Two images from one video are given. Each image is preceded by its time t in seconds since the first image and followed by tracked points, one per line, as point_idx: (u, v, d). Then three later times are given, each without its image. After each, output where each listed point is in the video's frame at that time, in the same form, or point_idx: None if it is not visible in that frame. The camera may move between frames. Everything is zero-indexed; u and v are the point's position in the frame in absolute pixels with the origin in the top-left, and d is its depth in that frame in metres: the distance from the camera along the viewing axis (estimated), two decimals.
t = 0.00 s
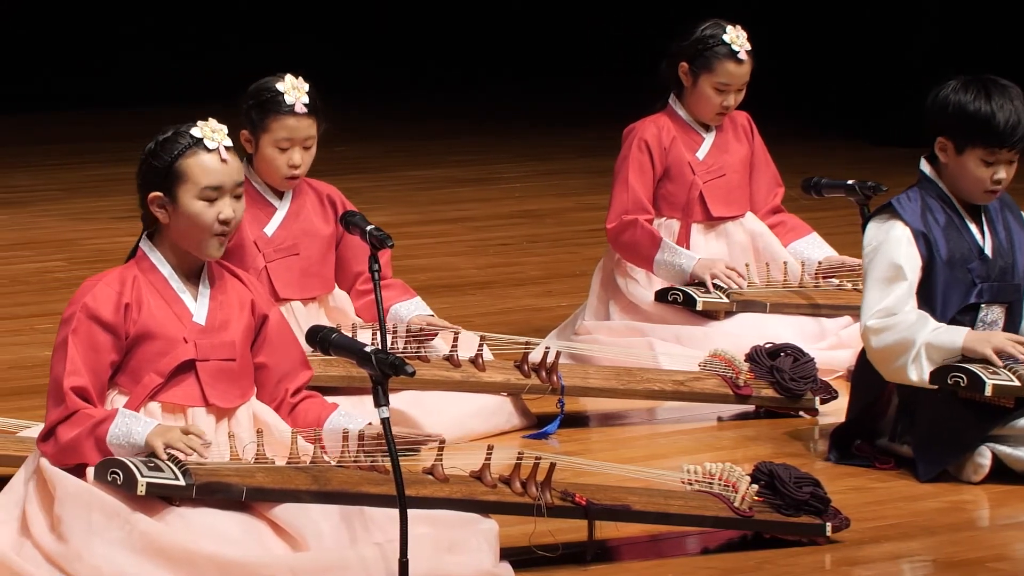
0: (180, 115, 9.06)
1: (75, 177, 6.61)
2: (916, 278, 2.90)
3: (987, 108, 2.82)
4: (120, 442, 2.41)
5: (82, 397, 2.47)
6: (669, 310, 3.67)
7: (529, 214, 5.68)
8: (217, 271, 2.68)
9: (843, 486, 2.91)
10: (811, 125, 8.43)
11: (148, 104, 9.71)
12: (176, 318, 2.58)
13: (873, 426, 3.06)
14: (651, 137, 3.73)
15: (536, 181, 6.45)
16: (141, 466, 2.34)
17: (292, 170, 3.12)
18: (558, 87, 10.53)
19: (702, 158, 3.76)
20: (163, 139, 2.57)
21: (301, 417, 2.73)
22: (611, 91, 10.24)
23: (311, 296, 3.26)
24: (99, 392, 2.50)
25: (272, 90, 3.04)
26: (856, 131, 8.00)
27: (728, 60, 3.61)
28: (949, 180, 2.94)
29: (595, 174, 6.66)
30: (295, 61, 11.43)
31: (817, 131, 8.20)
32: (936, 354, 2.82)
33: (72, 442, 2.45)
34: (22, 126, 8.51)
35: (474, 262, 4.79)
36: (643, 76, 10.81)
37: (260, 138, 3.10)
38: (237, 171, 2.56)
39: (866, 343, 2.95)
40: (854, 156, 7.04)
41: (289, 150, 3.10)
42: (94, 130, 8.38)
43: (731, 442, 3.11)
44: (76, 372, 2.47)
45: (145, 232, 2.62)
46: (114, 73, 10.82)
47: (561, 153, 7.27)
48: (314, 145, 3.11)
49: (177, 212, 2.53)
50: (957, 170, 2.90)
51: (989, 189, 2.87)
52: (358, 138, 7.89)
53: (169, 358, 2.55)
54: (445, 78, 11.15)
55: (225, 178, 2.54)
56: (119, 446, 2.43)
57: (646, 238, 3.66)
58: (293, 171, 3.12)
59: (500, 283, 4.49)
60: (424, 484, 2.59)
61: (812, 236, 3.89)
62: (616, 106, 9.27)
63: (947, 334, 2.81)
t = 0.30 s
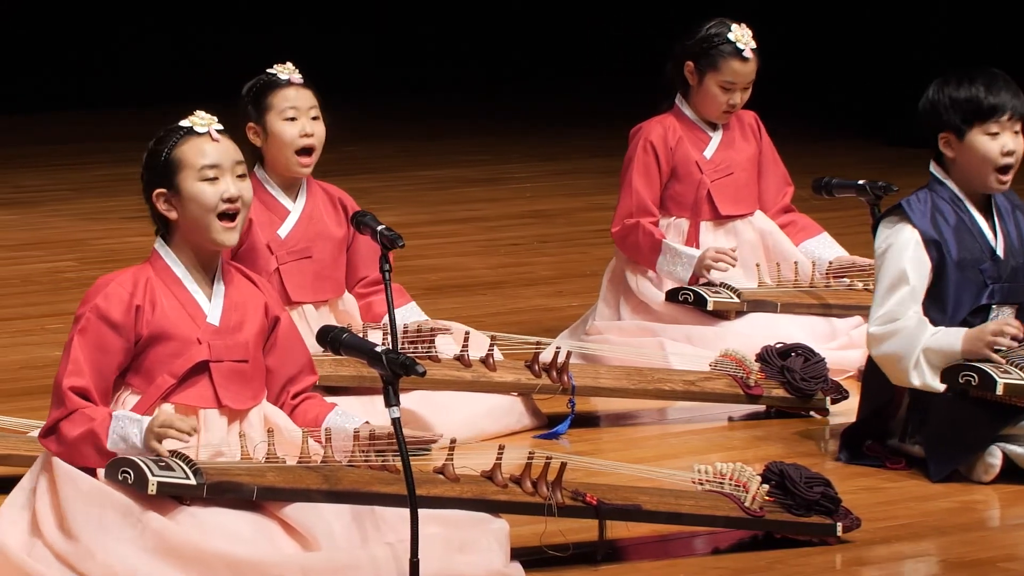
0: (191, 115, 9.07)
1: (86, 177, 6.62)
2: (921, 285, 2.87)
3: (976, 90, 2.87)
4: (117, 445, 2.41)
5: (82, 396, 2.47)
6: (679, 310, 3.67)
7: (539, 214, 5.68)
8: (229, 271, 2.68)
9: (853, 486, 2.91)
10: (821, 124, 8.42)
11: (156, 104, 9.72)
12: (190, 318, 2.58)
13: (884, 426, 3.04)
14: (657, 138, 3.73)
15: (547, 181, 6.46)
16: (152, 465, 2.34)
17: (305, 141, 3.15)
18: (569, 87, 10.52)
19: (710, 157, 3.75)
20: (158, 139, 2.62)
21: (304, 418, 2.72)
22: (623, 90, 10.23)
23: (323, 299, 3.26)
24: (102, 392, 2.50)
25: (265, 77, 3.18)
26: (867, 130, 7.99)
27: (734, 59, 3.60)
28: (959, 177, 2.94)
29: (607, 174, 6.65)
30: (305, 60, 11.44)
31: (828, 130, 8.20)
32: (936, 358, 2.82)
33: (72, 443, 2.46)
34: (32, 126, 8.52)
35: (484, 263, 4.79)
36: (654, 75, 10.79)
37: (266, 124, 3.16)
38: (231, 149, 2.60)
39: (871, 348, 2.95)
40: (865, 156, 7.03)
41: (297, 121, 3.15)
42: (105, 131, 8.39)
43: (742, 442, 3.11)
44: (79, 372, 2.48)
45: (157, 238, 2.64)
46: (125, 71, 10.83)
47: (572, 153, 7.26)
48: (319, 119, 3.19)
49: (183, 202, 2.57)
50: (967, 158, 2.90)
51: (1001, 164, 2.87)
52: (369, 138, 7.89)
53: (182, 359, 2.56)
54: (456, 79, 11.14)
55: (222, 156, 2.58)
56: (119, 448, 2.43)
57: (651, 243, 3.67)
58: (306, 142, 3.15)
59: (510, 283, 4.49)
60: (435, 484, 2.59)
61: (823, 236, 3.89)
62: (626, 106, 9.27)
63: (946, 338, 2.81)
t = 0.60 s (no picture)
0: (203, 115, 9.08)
1: (97, 176, 6.63)
2: (931, 287, 2.87)
3: (974, 88, 2.88)
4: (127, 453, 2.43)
5: (94, 399, 2.48)
6: (690, 310, 3.69)
7: (550, 214, 5.68)
8: (237, 268, 2.68)
9: (864, 486, 2.91)
10: (832, 123, 8.40)
11: (167, 104, 9.73)
12: (200, 318, 2.58)
13: (894, 426, 3.04)
14: (661, 139, 3.73)
15: (559, 181, 6.46)
16: (163, 465, 2.35)
17: (315, 138, 3.15)
18: (580, 86, 10.52)
19: (716, 155, 3.75)
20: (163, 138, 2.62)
21: (309, 417, 2.72)
22: (634, 89, 10.23)
23: (333, 298, 3.26)
24: (113, 394, 2.52)
25: (273, 76, 3.18)
26: (879, 128, 7.98)
27: (730, 43, 3.63)
28: (963, 174, 2.93)
29: (617, 174, 6.64)
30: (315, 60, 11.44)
31: (839, 130, 8.17)
32: (946, 361, 2.82)
33: (81, 443, 2.47)
34: (43, 126, 8.53)
35: (496, 262, 4.79)
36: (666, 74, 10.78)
37: (274, 123, 3.16)
38: (233, 145, 2.59)
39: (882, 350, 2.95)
40: (878, 156, 7.01)
41: (305, 119, 3.15)
42: (118, 131, 8.41)
43: (753, 442, 3.11)
44: (89, 375, 2.49)
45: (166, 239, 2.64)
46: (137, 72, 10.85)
47: (582, 153, 7.26)
48: (328, 117, 3.19)
49: (186, 199, 2.56)
50: (970, 153, 2.89)
51: (1004, 154, 2.86)
52: (379, 138, 7.90)
53: (192, 359, 2.56)
54: (468, 78, 11.14)
55: (223, 152, 2.58)
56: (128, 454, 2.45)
57: (660, 245, 3.69)
58: (315, 140, 3.15)
59: (521, 283, 4.50)
60: (446, 484, 2.59)
61: (833, 235, 3.89)
62: (637, 105, 9.26)
63: (956, 341, 2.81)
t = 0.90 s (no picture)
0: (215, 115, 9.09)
1: (107, 177, 6.63)
2: (940, 287, 2.86)
3: (980, 86, 2.89)
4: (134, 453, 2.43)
5: (104, 400, 2.49)
6: (701, 310, 3.68)
7: (561, 214, 5.68)
8: (248, 269, 2.68)
9: (875, 486, 2.91)
10: (843, 124, 8.39)
11: (178, 105, 9.73)
12: (210, 318, 2.58)
13: (905, 426, 3.03)
14: (674, 140, 3.74)
15: (570, 181, 6.46)
16: (174, 465, 2.35)
17: (327, 135, 3.16)
18: (587, 86, 10.52)
19: (729, 156, 3.75)
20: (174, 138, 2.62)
21: (320, 418, 2.72)
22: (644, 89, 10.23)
23: (345, 298, 3.26)
24: (124, 394, 2.52)
25: (284, 76, 3.20)
26: (890, 129, 7.96)
27: (729, 27, 3.70)
28: (971, 174, 2.93)
29: (629, 174, 6.63)
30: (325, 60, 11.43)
31: (848, 130, 8.16)
32: (956, 359, 2.81)
33: (91, 443, 2.47)
34: (52, 126, 8.54)
35: (506, 263, 4.79)
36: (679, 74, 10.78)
37: (287, 122, 3.17)
38: (244, 145, 2.58)
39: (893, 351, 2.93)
40: (889, 156, 7.00)
41: (317, 117, 3.16)
42: (130, 131, 8.42)
43: (764, 442, 3.11)
44: (98, 375, 2.49)
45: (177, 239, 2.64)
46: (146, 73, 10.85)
47: (594, 153, 7.26)
48: (340, 115, 3.20)
49: (196, 200, 2.56)
50: (977, 152, 2.89)
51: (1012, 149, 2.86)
52: (389, 138, 7.90)
53: (202, 358, 2.56)
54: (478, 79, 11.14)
55: (234, 153, 2.57)
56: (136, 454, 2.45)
57: (671, 245, 3.69)
58: (329, 137, 3.16)
59: (532, 284, 4.50)
60: (457, 484, 2.59)
61: (844, 235, 3.88)
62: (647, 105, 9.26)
63: (966, 339, 2.80)
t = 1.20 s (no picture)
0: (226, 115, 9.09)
1: (119, 177, 6.63)
2: (954, 281, 2.87)
3: (992, 85, 2.89)
4: (149, 438, 2.42)
5: (117, 398, 2.48)
6: (712, 310, 3.68)
7: (572, 214, 5.69)
8: (261, 270, 2.68)
9: (885, 486, 2.91)
10: (854, 124, 8.39)
11: (188, 107, 9.74)
12: (222, 318, 2.58)
13: (915, 427, 3.04)
14: (687, 139, 3.74)
15: (582, 181, 6.46)
16: (185, 465, 2.35)
17: (339, 135, 3.16)
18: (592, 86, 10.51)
19: (742, 155, 3.75)
20: (189, 137, 2.63)
21: (332, 416, 2.72)
22: (654, 89, 10.23)
23: (356, 299, 3.26)
24: (137, 393, 2.51)
25: (296, 76, 3.20)
26: (902, 129, 7.96)
27: (738, 24, 3.71)
28: (983, 173, 2.93)
29: (642, 174, 6.64)
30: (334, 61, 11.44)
31: (860, 130, 8.15)
32: (975, 348, 2.79)
33: (102, 440, 2.46)
34: (63, 126, 8.54)
35: (517, 263, 4.80)
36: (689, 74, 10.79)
37: (298, 121, 3.16)
38: (257, 148, 2.58)
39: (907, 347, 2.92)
40: (900, 156, 7.00)
41: (329, 116, 3.16)
42: (141, 131, 8.42)
43: (775, 442, 3.11)
44: (111, 373, 2.49)
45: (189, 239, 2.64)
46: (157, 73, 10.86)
47: (605, 153, 7.26)
48: (352, 115, 3.20)
49: (208, 201, 2.57)
50: (989, 152, 2.89)
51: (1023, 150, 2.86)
52: (400, 138, 7.90)
53: (214, 359, 2.56)
54: (488, 81, 11.16)
55: (248, 156, 2.57)
56: (150, 441, 2.43)
57: (681, 241, 3.69)
58: (340, 137, 3.16)
59: (542, 284, 4.50)
60: (468, 484, 2.59)
61: (855, 236, 3.89)
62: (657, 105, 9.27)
63: (984, 327, 2.78)
